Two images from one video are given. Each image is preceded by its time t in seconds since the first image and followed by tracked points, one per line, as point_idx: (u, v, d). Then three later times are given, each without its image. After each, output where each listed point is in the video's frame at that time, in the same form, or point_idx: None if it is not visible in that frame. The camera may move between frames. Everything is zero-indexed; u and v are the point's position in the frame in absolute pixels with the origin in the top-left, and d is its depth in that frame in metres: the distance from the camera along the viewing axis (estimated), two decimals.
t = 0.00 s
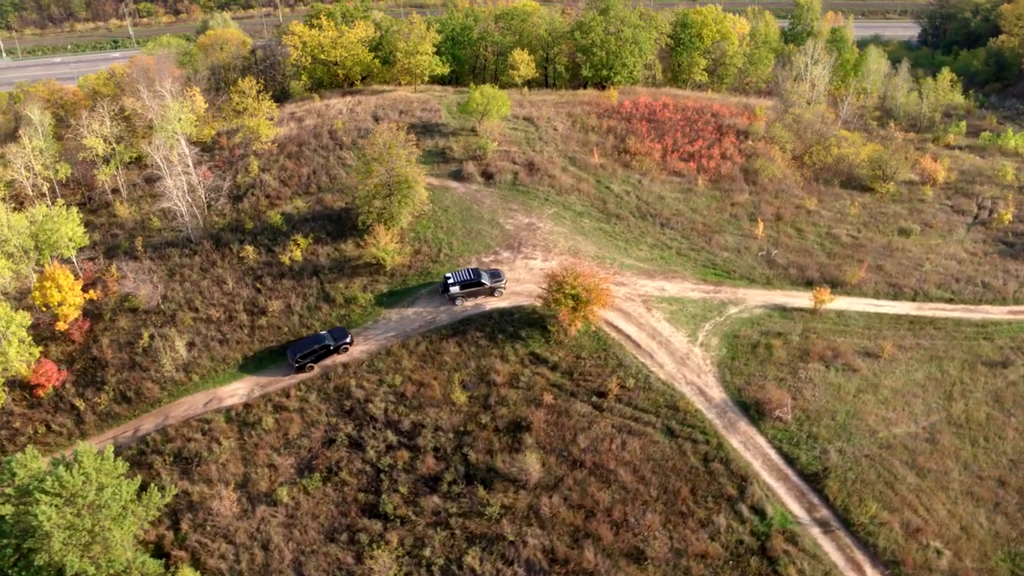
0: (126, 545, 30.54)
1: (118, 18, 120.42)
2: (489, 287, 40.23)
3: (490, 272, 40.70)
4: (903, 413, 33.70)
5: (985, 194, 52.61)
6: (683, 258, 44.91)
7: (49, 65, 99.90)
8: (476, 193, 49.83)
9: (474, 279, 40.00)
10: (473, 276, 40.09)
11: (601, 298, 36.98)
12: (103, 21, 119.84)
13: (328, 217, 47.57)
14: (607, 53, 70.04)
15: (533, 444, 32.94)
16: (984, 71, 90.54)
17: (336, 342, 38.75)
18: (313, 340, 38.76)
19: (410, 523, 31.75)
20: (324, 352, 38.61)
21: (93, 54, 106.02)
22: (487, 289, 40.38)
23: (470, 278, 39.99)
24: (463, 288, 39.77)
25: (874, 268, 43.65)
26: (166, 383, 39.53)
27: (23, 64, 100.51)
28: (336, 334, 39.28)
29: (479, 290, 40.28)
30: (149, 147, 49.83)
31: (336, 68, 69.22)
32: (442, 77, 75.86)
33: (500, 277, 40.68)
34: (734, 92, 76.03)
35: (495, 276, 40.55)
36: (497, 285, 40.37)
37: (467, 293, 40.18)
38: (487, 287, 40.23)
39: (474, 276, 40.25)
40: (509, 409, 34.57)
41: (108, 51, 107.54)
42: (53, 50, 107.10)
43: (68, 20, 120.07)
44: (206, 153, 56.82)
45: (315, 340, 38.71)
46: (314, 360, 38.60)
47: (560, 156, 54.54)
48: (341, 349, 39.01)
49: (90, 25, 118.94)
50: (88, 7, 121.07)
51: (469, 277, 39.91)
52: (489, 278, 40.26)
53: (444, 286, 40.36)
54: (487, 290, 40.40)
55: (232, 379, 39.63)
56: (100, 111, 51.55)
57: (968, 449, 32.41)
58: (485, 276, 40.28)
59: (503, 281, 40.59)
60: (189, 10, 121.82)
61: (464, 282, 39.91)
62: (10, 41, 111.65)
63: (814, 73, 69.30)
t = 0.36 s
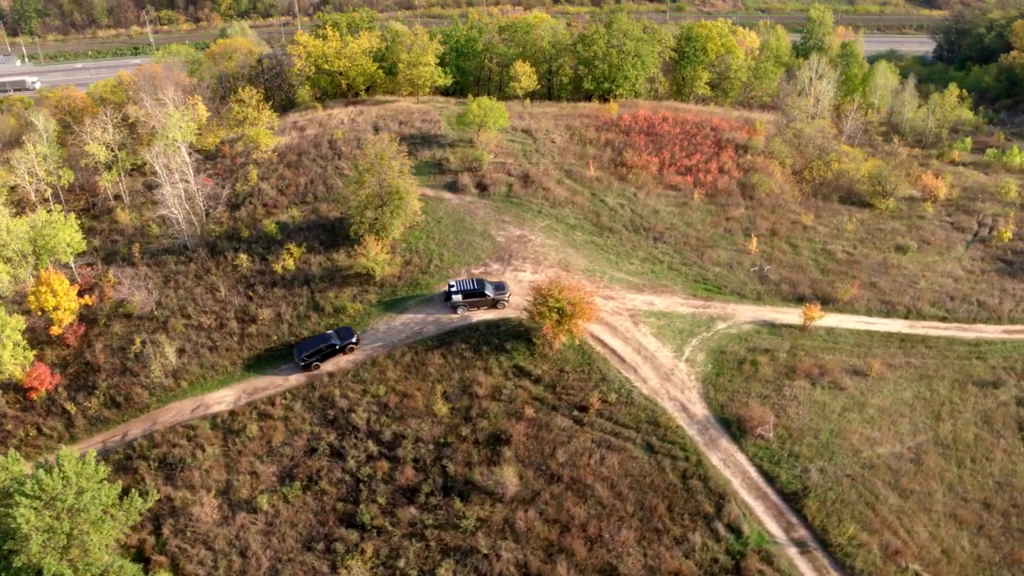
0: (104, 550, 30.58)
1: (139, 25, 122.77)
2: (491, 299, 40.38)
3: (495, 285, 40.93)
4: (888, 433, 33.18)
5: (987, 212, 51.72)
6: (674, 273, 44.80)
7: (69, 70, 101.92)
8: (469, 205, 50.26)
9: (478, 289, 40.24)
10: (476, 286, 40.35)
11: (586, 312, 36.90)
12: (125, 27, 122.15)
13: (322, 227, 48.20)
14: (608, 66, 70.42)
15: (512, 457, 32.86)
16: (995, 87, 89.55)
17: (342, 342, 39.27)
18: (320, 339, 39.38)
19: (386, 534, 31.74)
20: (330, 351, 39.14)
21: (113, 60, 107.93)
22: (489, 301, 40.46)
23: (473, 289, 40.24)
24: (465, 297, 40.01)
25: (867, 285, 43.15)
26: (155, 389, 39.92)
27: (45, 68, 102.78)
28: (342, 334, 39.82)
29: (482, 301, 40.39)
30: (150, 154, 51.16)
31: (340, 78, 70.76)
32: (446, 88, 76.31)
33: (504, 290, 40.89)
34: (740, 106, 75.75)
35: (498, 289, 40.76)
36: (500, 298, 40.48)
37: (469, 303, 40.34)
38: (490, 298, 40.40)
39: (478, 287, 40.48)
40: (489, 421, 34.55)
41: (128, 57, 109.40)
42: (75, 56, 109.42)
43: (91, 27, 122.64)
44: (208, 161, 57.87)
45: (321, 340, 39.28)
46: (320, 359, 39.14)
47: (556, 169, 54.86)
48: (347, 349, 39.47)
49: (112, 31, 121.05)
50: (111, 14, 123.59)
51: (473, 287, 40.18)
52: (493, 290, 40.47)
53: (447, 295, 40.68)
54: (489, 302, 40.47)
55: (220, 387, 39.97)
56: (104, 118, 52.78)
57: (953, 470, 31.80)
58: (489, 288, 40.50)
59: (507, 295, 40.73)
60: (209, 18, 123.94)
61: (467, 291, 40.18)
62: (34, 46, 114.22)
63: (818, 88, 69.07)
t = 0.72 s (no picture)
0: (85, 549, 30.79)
1: (164, 31, 125.24)
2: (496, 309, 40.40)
3: (501, 295, 40.96)
4: (874, 451, 32.64)
5: (992, 228, 50.73)
6: (668, 286, 44.56)
7: (94, 75, 104.21)
8: (466, 214, 50.57)
9: (483, 299, 40.39)
10: (481, 295, 40.51)
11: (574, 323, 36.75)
12: (151, 32, 124.70)
13: (319, 235, 48.82)
14: (613, 78, 70.45)
15: (492, 467, 32.78)
16: (1011, 104, 88.21)
17: (351, 340, 39.80)
18: (330, 337, 39.93)
19: (363, 541, 31.76)
20: (339, 349, 39.67)
21: (136, 65, 110.17)
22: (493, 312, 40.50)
23: (478, 298, 40.39)
24: (470, 305, 40.15)
25: (863, 301, 42.57)
26: (147, 392, 40.42)
27: (70, 73, 105.25)
28: (351, 332, 40.37)
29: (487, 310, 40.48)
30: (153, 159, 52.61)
31: (346, 86, 71.83)
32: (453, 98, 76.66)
33: (509, 300, 40.90)
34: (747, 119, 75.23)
35: (503, 300, 40.76)
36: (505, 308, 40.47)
37: (475, 312, 40.43)
38: (494, 308, 40.45)
39: (484, 297, 40.60)
40: (471, 431, 34.54)
41: (152, 63, 111.55)
42: (100, 61, 111.87)
43: (118, 32, 125.33)
44: (214, 167, 58.94)
45: (330, 337, 39.83)
46: (329, 356, 39.68)
47: (554, 180, 55.05)
48: (356, 347, 39.99)
49: (137, 37, 123.51)
50: (138, 20, 126.28)
51: (477, 296, 40.35)
52: (499, 300, 40.52)
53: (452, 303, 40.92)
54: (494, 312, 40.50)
55: (209, 391, 40.48)
56: (111, 124, 53.79)
57: (939, 491, 31.23)
58: (494, 298, 40.55)
59: (512, 305, 40.68)
60: (233, 25, 126.10)
61: (472, 300, 40.36)
62: (62, 51, 117.09)
63: (826, 101, 68.48)
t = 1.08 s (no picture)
0: (70, 545, 31.27)
1: (195, 36, 127.76)
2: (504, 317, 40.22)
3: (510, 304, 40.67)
4: (862, 471, 32.10)
5: (1000, 247, 49.74)
6: (664, 298, 44.23)
7: (124, 79, 106.62)
8: (466, 223, 50.81)
9: (491, 306, 40.16)
10: (489, 303, 40.27)
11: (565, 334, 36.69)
12: (181, 37, 127.23)
13: (320, 240, 49.35)
14: (623, 89, 70.63)
15: (473, 476, 32.73)
16: None
17: (361, 338, 40.20)
18: (341, 334, 40.35)
19: (343, 546, 31.91)
20: (349, 347, 40.10)
21: (165, 69, 112.58)
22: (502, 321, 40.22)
23: (485, 305, 40.16)
24: (477, 313, 40.00)
25: (861, 318, 41.95)
26: (144, 392, 41.12)
27: (102, 76, 107.83)
28: (363, 331, 40.73)
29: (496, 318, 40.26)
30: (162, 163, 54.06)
31: (358, 94, 72.67)
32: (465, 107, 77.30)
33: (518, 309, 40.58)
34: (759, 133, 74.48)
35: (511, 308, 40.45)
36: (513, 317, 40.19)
37: (481, 321, 40.28)
38: (502, 317, 40.17)
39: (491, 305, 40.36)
40: (456, 439, 34.54)
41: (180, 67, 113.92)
42: (131, 65, 114.56)
43: (150, 36, 128.06)
44: (224, 171, 60.04)
45: (342, 334, 40.17)
46: (339, 353, 40.15)
47: (557, 191, 55.02)
48: (366, 346, 40.42)
49: (168, 42, 126.15)
50: (169, 25, 128.89)
51: (485, 304, 40.13)
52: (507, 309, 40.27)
53: (460, 310, 40.80)
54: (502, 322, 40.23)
55: (203, 393, 41.13)
56: (123, 127, 55.35)
57: (927, 513, 30.76)
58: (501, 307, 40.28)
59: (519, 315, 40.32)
60: (263, 32, 128.32)
61: (479, 308, 40.18)
62: (95, 55, 119.96)
63: (837, 116, 67.75)
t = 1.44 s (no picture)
0: (56, 538, 31.86)
1: (226, 41, 130.10)
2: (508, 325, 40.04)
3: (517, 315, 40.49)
4: (847, 490, 31.62)
5: (1009, 266, 48.73)
6: (659, 310, 43.92)
7: (155, 81, 108.73)
8: (466, 231, 51.04)
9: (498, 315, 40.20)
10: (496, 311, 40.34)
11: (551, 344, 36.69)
12: (213, 42, 129.69)
13: (322, 245, 49.93)
14: (633, 101, 70.28)
15: (454, 482, 32.75)
16: None
17: (369, 338, 40.85)
18: (349, 333, 41.13)
19: (322, 548, 32.13)
20: (357, 345, 40.79)
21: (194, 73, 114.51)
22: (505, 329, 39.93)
23: (492, 314, 40.25)
24: (483, 321, 39.97)
25: (859, 335, 41.32)
26: (141, 390, 41.89)
27: (133, 79, 110.35)
28: (371, 330, 41.36)
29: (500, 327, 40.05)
30: (172, 166, 55.98)
31: (372, 102, 73.54)
32: (477, 116, 77.66)
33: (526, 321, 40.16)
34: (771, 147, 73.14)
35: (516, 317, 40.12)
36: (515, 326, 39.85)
37: (487, 329, 40.12)
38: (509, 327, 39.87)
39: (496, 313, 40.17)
40: (439, 446, 34.61)
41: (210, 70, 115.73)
42: (163, 68, 116.90)
43: (183, 40, 130.66)
44: (236, 175, 61.18)
45: (349, 334, 40.91)
46: (346, 352, 40.82)
47: (559, 200, 54.95)
48: (374, 345, 41.03)
49: (201, 46, 128.25)
50: (202, 30, 131.40)
51: (492, 312, 40.24)
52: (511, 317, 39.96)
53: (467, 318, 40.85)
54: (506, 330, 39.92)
55: (198, 393, 41.82)
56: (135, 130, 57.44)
57: (912, 534, 30.26)
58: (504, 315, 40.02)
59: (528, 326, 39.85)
60: (294, 38, 130.26)
61: (486, 316, 40.22)
62: (128, 58, 122.80)
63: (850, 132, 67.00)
